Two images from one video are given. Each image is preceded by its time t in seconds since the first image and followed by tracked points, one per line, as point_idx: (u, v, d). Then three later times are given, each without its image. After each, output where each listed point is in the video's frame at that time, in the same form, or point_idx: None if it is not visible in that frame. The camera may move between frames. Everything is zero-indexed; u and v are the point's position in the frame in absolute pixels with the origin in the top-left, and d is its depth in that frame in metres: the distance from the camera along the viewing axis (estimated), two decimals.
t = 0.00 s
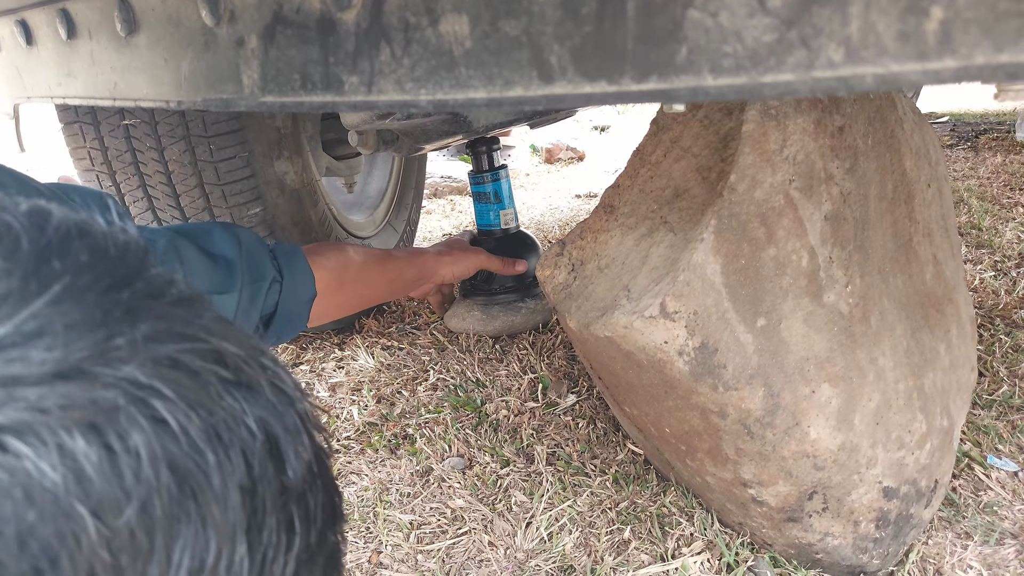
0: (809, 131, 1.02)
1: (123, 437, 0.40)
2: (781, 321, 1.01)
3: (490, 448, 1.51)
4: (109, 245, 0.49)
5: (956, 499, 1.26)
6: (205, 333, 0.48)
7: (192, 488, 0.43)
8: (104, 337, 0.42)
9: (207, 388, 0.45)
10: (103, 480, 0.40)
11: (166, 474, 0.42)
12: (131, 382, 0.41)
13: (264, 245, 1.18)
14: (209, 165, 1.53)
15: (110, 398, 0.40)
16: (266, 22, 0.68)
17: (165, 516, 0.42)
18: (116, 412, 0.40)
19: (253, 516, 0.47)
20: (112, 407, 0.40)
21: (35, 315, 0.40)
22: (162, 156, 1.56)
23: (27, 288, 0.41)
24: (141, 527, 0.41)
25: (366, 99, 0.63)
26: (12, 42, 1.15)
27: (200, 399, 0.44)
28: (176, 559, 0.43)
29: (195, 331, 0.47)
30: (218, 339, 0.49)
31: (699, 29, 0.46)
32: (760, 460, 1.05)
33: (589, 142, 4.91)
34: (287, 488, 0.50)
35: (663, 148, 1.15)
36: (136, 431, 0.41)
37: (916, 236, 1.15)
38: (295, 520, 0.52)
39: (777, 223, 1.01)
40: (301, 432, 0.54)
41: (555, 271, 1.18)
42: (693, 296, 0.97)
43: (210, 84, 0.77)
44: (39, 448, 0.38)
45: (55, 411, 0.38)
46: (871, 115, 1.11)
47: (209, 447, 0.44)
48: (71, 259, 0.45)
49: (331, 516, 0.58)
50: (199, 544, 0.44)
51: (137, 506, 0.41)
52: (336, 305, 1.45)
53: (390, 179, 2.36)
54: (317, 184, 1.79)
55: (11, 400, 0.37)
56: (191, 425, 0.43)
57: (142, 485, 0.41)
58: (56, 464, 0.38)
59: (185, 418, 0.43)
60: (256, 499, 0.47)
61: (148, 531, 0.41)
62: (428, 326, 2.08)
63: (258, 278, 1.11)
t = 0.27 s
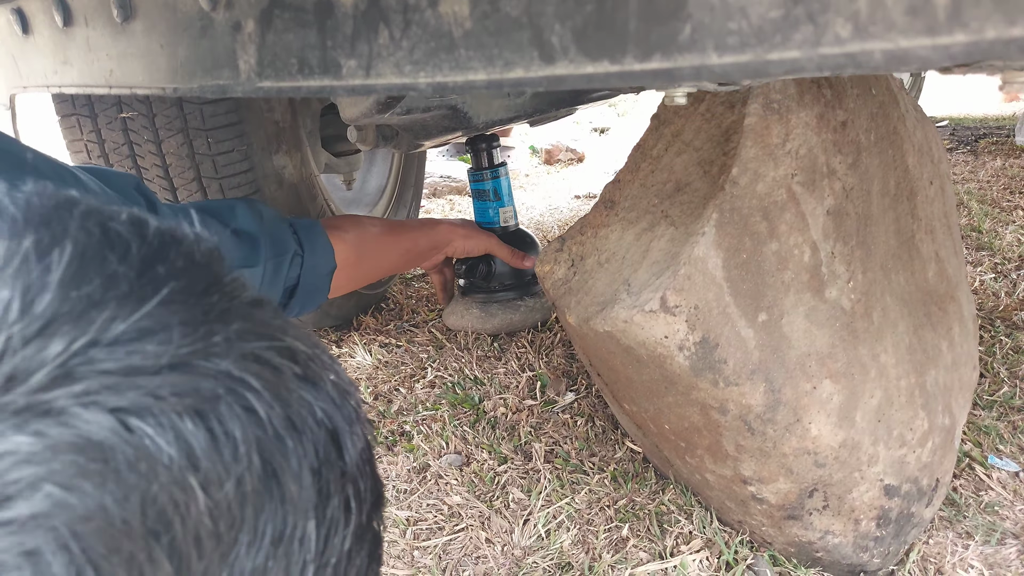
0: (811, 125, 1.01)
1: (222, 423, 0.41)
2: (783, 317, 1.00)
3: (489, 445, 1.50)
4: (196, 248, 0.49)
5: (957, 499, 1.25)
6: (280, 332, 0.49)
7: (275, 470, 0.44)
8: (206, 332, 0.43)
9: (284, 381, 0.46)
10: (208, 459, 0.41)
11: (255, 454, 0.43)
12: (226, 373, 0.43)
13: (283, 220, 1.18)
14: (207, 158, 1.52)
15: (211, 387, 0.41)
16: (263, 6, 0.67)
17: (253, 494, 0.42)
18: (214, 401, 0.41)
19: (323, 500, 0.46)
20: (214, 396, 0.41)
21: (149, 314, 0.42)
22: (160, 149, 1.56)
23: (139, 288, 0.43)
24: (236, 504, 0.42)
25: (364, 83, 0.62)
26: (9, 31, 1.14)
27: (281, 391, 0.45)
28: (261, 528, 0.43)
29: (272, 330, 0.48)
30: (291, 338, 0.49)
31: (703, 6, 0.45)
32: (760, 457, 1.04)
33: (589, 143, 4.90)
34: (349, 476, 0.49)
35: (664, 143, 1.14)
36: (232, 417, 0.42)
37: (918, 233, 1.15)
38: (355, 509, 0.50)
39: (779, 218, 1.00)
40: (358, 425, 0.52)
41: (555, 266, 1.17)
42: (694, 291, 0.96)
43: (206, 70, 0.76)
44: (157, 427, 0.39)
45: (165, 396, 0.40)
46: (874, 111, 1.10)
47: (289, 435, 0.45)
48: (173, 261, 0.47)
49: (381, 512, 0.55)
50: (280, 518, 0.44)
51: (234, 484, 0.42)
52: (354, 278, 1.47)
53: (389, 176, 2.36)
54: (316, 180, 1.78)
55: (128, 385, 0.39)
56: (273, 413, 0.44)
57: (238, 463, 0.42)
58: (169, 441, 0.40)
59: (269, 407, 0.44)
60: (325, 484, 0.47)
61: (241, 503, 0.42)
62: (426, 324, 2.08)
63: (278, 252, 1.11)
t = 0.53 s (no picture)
0: (816, 124, 1.01)
1: (287, 444, 0.43)
2: (787, 316, 1.00)
3: (490, 445, 1.49)
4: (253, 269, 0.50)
5: (961, 500, 1.24)
6: (328, 353, 0.50)
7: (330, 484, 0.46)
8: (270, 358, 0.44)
9: (334, 402, 0.47)
10: (277, 475, 0.42)
11: (315, 472, 0.45)
12: (286, 396, 0.44)
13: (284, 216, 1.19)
14: (209, 156, 1.51)
15: (278, 409, 0.43)
16: None
17: (312, 508, 0.44)
18: (279, 423, 0.43)
19: (367, 514, 0.49)
20: (279, 418, 0.43)
21: (224, 342, 0.42)
22: (162, 146, 1.55)
23: (214, 314, 0.43)
24: (298, 516, 0.44)
25: (369, 75, 0.62)
26: (11, 26, 1.14)
27: (331, 411, 0.46)
28: (317, 540, 0.45)
29: (320, 352, 0.49)
30: (335, 360, 0.51)
31: None
32: (763, 456, 1.04)
33: (590, 145, 4.90)
34: (387, 488, 0.52)
35: (668, 141, 1.14)
36: (295, 437, 0.43)
37: (922, 233, 1.14)
38: (389, 516, 0.53)
39: (783, 216, 1.00)
40: (392, 439, 0.55)
41: (557, 265, 1.17)
42: (698, 289, 0.96)
43: (211, 63, 0.76)
44: (233, 447, 0.40)
45: (240, 421, 0.41)
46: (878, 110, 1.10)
47: (340, 452, 0.47)
48: (237, 287, 0.46)
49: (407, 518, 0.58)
50: (332, 529, 0.46)
51: (296, 499, 0.43)
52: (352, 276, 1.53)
53: (390, 176, 2.36)
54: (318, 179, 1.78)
55: (206, 410, 0.39)
56: (327, 432, 0.46)
57: (300, 479, 0.44)
58: (244, 460, 0.41)
59: (324, 427, 0.46)
60: (368, 495, 0.49)
61: (302, 517, 0.44)
62: (427, 323, 2.07)
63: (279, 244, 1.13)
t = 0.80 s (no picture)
0: (820, 125, 1.01)
1: (308, 409, 0.44)
2: (791, 317, 1.00)
3: (492, 445, 1.49)
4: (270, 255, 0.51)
5: (963, 502, 1.24)
6: (345, 328, 0.51)
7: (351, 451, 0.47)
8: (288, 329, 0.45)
9: (352, 374, 0.48)
10: (300, 440, 0.43)
11: (336, 439, 0.46)
12: (307, 362, 0.45)
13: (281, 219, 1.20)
14: (213, 156, 1.51)
15: (298, 375, 0.44)
16: None
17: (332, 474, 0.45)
18: (301, 388, 0.43)
19: (386, 482, 0.50)
20: (300, 383, 0.44)
21: (244, 312, 0.43)
22: (165, 146, 1.55)
23: (234, 287, 0.44)
24: (319, 480, 0.44)
25: (377, 76, 0.62)
26: (17, 25, 1.14)
27: (349, 380, 0.47)
28: (339, 505, 0.46)
29: (337, 324, 0.50)
30: (352, 332, 0.52)
31: None
32: (767, 458, 1.04)
33: (592, 146, 4.90)
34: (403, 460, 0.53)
35: (673, 142, 1.14)
36: (316, 404, 0.44)
37: (926, 235, 1.14)
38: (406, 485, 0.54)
39: (788, 218, 1.00)
40: (407, 411, 0.56)
41: (560, 266, 1.16)
42: (703, 290, 0.96)
43: (218, 62, 0.76)
44: (257, 412, 0.41)
45: (263, 384, 0.41)
46: (882, 112, 1.10)
47: (359, 420, 0.48)
48: (255, 264, 0.48)
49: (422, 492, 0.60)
50: (354, 495, 0.47)
51: (317, 463, 0.44)
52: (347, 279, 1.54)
53: (393, 177, 2.35)
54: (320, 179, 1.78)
55: (229, 373, 0.40)
56: (348, 402, 0.47)
57: (321, 444, 0.44)
58: (267, 424, 0.41)
59: (345, 396, 0.47)
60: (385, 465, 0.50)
61: (324, 482, 0.45)
62: (429, 324, 2.08)
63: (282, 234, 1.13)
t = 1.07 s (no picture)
0: (822, 131, 1.02)
1: (284, 375, 0.43)
2: (793, 323, 1.00)
3: (495, 449, 1.50)
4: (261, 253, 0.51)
5: (966, 505, 1.24)
6: (324, 292, 0.50)
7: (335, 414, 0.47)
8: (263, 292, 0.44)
9: (332, 336, 0.48)
10: (276, 407, 0.43)
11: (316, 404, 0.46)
12: (283, 328, 0.44)
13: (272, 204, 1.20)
14: (216, 161, 1.52)
15: (272, 341, 0.43)
16: (280, 9, 0.67)
17: (315, 440, 0.45)
18: (276, 354, 0.43)
19: (373, 446, 0.50)
20: (275, 349, 0.43)
21: (212, 278, 0.42)
22: (168, 151, 1.56)
23: (201, 250, 0.43)
24: (300, 447, 0.44)
25: (381, 87, 0.63)
26: (22, 34, 1.15)
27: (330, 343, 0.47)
28: (323, 472, 0.46)
29: (316, 287, 0.49)
30: (333, 297, 0.51)
31: (728, 11, 0.45)
32: (769, 463, 1.04)
33: (593, 148, 4.90)
34: (392, 422, 0.53)
35: (674, 148, 1.14)
36: (293, 369, 0.44)
37: (927, 240, 1.15)
38: (397, 447, 0.54)
39: (789, 223, 1.00)
40: (395, 373, 0.56)
41: (563, 271, 1.17)
42: (705, 296, 0.96)
43: (222, 72, 0.76)
44: (229, 379, 0.41)
45: (234, 351, 0.41)
46: (883, 117, 1.10)
47: (341, 383, 0.47)
48: (225, 229, 0.47)
49: (416, 452, 0.60)
50: (339, 461, 0.47)
51: (298, 429, 0.44)
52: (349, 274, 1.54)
53: (394, 180, 2.35)
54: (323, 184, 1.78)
55: (199, 341, 0.40)
56: (327, 366, 0.46)
57: (301, 409, 0.44)
58: (240, 392, 0.41)
59: (323, 360, 0.46)
60: (372, 428, 0.50)
61: (306, 450, 0.45)
62: (432, 328, 2.08)
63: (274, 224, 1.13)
